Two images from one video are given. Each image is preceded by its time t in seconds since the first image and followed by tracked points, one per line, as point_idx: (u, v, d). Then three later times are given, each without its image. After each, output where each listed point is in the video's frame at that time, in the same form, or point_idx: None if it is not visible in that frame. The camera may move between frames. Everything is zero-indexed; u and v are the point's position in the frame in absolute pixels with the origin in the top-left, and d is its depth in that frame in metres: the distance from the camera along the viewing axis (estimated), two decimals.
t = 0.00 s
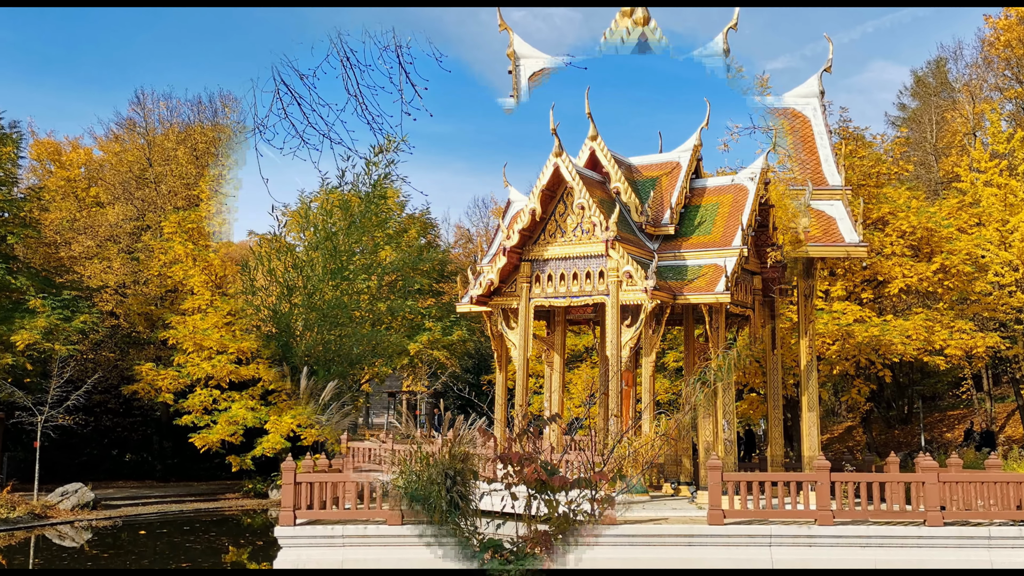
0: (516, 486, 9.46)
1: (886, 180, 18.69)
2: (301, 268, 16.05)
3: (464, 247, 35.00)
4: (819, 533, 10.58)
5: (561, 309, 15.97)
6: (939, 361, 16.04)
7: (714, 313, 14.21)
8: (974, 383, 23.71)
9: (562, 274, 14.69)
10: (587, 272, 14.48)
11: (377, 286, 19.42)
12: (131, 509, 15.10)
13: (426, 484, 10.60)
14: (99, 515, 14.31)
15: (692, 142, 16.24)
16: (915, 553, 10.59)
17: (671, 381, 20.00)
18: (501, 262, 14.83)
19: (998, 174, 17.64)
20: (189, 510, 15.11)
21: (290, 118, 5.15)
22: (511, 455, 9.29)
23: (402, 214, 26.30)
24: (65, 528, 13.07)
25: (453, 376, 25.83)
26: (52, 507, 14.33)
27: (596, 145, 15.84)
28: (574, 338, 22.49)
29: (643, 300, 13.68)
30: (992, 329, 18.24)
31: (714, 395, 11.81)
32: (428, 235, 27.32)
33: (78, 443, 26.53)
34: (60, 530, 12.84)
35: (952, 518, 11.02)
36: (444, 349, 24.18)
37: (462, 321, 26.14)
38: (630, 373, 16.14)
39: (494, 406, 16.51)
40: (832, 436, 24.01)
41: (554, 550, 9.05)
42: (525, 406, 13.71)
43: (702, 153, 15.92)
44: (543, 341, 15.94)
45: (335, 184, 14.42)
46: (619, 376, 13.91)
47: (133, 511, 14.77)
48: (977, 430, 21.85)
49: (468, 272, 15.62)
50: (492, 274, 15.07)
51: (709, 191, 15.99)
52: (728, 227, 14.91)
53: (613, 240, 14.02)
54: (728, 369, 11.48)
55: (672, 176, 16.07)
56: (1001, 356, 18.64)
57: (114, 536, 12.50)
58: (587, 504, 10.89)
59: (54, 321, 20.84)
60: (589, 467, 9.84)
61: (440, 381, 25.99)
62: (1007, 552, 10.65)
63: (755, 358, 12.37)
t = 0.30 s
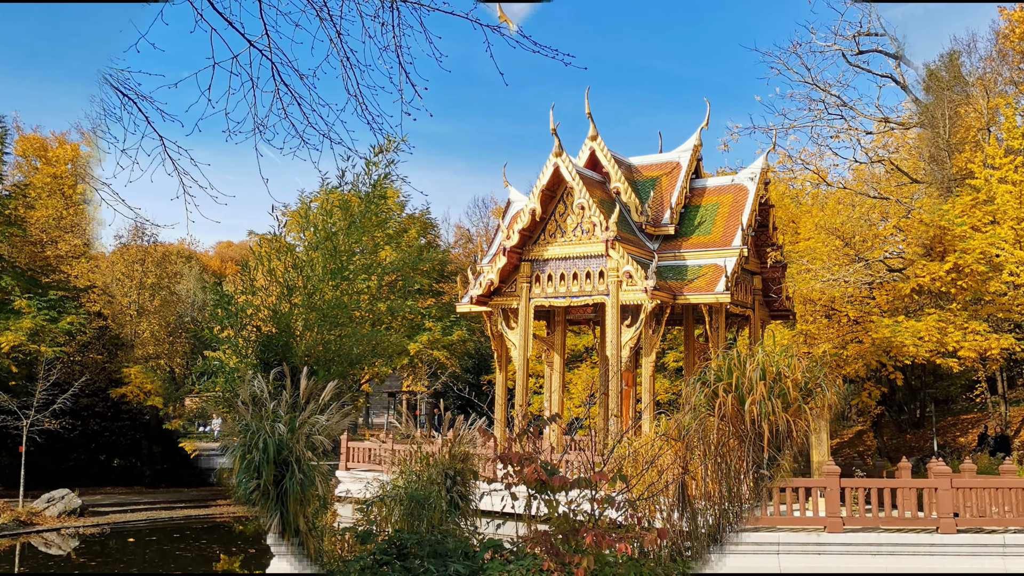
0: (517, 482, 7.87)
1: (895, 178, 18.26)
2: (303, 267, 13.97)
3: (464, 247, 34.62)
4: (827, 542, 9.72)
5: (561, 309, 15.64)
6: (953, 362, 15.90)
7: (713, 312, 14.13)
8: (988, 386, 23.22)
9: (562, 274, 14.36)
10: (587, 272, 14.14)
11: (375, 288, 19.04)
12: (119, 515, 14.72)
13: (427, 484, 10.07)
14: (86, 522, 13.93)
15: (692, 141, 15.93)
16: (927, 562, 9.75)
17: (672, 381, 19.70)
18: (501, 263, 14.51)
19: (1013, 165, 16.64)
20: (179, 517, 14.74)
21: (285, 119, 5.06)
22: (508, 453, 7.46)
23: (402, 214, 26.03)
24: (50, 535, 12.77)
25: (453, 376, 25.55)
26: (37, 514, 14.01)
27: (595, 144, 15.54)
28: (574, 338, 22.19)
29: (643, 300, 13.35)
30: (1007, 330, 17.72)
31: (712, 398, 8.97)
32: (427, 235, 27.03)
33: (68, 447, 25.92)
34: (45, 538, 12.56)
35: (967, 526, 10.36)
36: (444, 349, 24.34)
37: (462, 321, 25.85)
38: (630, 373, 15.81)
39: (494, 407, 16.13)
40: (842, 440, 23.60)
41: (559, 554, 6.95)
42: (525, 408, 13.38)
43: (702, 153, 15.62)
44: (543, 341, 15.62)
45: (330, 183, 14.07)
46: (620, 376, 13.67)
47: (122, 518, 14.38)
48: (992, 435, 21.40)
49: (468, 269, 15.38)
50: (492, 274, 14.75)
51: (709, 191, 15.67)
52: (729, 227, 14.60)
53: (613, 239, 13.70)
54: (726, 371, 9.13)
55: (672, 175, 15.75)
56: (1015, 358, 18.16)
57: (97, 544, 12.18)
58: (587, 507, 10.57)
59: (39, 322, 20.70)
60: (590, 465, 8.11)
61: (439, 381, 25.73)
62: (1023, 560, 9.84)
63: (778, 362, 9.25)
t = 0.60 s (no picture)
0: (517, 482, 7.67)
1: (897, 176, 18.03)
2: (302, 266, 13.75)
3: (464, 247, 34.52)
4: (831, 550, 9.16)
5: (561, 309, 15.47)
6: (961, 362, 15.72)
7: (714, 312, 13.98)
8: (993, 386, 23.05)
9: (562, 274, 14.21)
10: (588, 272, 13.99)
11: (374, 289, 19.08)
12: (114, 518, 14.54)
13: (427, 486, 9.93)
14: (79, 526, 13.75)
15: (693, 141, 15.77)
16: (935, 567, 8.80)
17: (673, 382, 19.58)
18: (500, 263, 14.36)
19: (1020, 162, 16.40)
20: (175, 520, 14.57)
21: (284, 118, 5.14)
22: (508, 454, 7.29)
23: (402, 215, 26.01)
24: (44, 540, 12.61)
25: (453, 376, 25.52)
26: (30, 518, 13.87)
27: (596, 144, 15.40)
28: (574, 338, 22.13)
29: (644, 300, 13.20)
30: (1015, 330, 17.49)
31: (714, 399, 8.54)
32: (427, 235, 26.95)
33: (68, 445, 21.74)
34: (38, 543, 12.41)
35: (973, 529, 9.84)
36: (444, 350, 24.60)
37: (462, 321, 25.76)
38: (631, 373, 15.68)
39: (494, 407, 15.99)
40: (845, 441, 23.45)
41: (559, 555, 6.61)
42: (525, 409, 13.24)
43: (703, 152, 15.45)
44: (543, 341, 15.48)
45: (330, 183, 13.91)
46: (620, 377, 13.53)
47: (117, 522, 14.21)
48: (998, 436, 21.20)
49: (467, 269, 15.22)
50: (492, 274, 14.60)
51: (710, 191, 15.50)
52: (730, 227, 14.43)
53: (613, 239, 13.54)
54: (727, 371, 8.64)
55: (672, 175, 15.59)
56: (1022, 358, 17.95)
57: (90, 548, 12.02)
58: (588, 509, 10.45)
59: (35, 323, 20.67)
60: (590, 465, 7.90)
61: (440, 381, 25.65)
62: None
63: (781, 363, 8.64)
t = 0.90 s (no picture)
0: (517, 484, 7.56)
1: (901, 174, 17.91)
2: (299, 266, 13.56)
3: (463, 247, 34.37)
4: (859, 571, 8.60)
5: (561, 309, 15.36)
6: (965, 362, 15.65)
7: (716, 312, 13.89)
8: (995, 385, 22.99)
9: (563, 274, 14.13)
10: (588, 272, 13.92)
11: (373, 288, 18.88)
12: (110, 521, 14.48)
13: (426, 488, 9.86)
14: (74, 528, 13.63)
15: (694, 139, 15.68)
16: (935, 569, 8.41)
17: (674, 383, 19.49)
18: (500, 262, 14.28)
19: None
20: (171, 523, 14.48)
21: (279, 110, 6.07)
22: (508, 456, 7.22)
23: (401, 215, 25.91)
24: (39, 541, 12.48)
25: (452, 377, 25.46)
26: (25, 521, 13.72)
27: (596, 142, 15.34)
28: (574, 338, 22.04)
29: (645, 301, 13.13)
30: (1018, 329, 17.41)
31: (717, 400, 8.48)
32: (426, 235, 26.87)
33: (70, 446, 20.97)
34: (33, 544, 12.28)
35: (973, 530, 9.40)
36: (443, 350, 24.54)
37: (462, 321, 25.69)
38: (632, 374, 15.60)
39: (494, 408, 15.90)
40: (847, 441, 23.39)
41: (560, 558, 6.45)
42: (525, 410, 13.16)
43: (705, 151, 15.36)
44: (544, 341, 15.39)
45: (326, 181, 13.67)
46: (621, 378, 13.41)
47: (112, 525, 14.13)
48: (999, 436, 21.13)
49: (467, 269, 15.13)
50: (492, 274, 14.53)
51: (712, 189, 15.41)
52: (732, 226, 14.35)
53: (614, 239, 13.48)
54: (730, 372, 8.61)
55: (674, 174, 15.50)
56: None
57: (86, 550, 11.91)
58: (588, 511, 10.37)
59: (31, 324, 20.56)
60: (591, 469, 7.82)
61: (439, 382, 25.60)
62: None
63: (785, 364, 8.61)
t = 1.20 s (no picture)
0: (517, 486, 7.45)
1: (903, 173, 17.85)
2: (297, 266, 13.44)
3: (463, 247, 34.30)
4: None
5: (562, 309, 15.27)
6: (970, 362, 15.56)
7: (719, 312, 13.82)
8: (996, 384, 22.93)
9: (563, 273, 14.05)
10: (589, 272, 13.85)
11: (371, 288, 18.82)
12: (106, 524, 14.41)
13: (425, 491, 9.80)
14: (69, 531, 13.57)
15: (697, 137, 15.59)
16: None
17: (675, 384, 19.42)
18: (500, 262, 14.21)
19: None
20: (167, 526, 14.43)
21: (278, 111, 5.67)
22: (508, 458, 7.15)
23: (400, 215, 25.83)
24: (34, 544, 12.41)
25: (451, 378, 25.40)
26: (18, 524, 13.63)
27: (597, 141, 15.27)
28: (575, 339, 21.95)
29: (647, 301, 13.05)
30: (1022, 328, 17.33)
31: (719, 401, 8.43)
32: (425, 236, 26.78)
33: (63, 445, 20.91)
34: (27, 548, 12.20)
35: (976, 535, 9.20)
36: (442, 351, 24.44)
37: (462, 321, 25.65)
38: (634, 376, 15.55)
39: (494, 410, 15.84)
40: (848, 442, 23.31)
41: (560, 562, 6.38)
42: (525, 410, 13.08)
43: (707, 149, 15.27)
44: (544, 342, 15.31)
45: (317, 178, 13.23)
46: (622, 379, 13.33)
47: (107, 528, 14.07)
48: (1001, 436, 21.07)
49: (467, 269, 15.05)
50: (492, 274, 14.46)
51: (714, 188, 15.33)
52: (735, 225, 14.28)
53: (615, 239, 13.39)
54: (733, 374, 8.56)
55: (676, 173, 15.41)
56: None
57: (81, 553, 11.83)
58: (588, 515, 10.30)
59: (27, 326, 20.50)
60: (591, 470, 7.74)
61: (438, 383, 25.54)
62: None
63: (788, 365, 8.67)
